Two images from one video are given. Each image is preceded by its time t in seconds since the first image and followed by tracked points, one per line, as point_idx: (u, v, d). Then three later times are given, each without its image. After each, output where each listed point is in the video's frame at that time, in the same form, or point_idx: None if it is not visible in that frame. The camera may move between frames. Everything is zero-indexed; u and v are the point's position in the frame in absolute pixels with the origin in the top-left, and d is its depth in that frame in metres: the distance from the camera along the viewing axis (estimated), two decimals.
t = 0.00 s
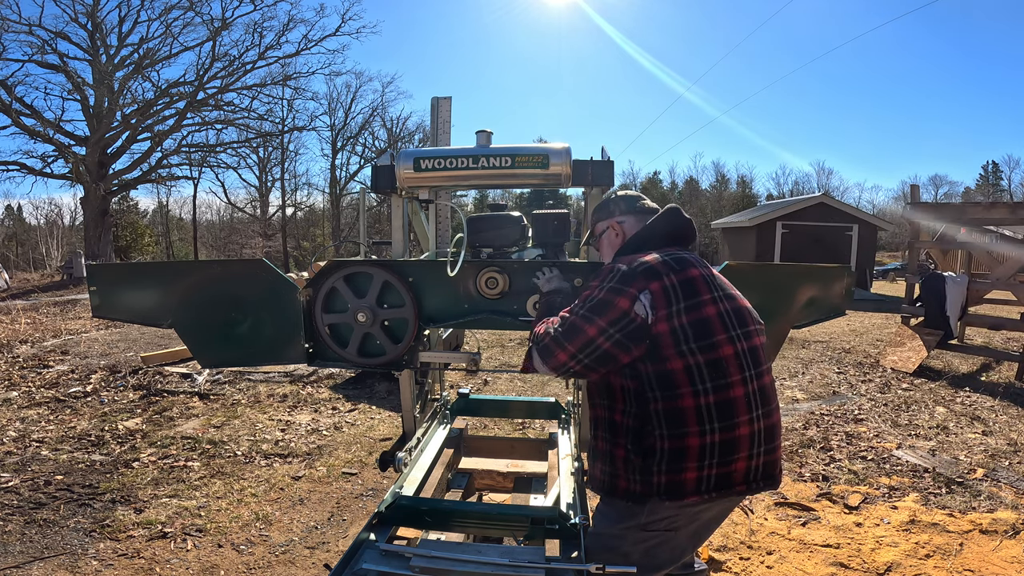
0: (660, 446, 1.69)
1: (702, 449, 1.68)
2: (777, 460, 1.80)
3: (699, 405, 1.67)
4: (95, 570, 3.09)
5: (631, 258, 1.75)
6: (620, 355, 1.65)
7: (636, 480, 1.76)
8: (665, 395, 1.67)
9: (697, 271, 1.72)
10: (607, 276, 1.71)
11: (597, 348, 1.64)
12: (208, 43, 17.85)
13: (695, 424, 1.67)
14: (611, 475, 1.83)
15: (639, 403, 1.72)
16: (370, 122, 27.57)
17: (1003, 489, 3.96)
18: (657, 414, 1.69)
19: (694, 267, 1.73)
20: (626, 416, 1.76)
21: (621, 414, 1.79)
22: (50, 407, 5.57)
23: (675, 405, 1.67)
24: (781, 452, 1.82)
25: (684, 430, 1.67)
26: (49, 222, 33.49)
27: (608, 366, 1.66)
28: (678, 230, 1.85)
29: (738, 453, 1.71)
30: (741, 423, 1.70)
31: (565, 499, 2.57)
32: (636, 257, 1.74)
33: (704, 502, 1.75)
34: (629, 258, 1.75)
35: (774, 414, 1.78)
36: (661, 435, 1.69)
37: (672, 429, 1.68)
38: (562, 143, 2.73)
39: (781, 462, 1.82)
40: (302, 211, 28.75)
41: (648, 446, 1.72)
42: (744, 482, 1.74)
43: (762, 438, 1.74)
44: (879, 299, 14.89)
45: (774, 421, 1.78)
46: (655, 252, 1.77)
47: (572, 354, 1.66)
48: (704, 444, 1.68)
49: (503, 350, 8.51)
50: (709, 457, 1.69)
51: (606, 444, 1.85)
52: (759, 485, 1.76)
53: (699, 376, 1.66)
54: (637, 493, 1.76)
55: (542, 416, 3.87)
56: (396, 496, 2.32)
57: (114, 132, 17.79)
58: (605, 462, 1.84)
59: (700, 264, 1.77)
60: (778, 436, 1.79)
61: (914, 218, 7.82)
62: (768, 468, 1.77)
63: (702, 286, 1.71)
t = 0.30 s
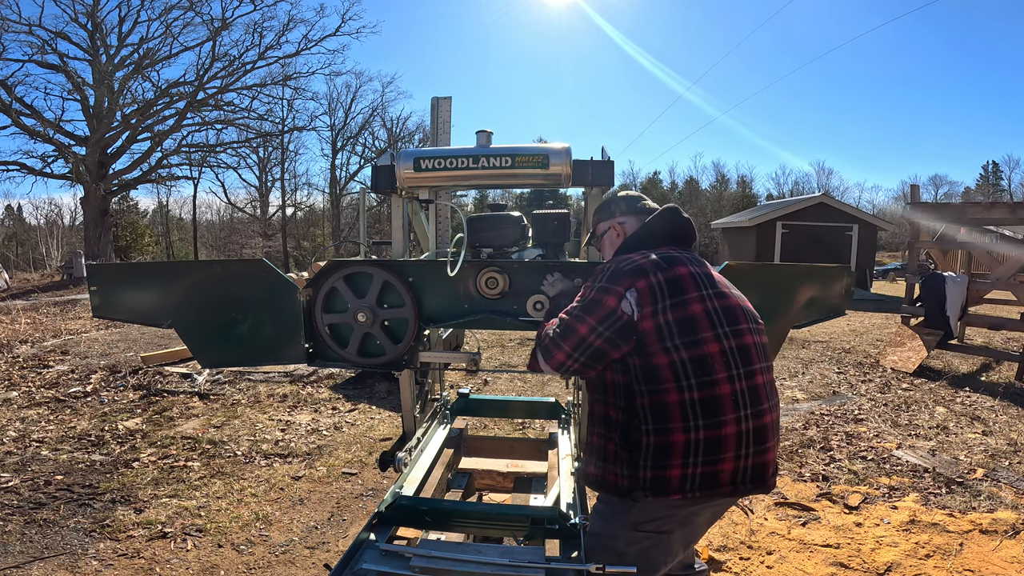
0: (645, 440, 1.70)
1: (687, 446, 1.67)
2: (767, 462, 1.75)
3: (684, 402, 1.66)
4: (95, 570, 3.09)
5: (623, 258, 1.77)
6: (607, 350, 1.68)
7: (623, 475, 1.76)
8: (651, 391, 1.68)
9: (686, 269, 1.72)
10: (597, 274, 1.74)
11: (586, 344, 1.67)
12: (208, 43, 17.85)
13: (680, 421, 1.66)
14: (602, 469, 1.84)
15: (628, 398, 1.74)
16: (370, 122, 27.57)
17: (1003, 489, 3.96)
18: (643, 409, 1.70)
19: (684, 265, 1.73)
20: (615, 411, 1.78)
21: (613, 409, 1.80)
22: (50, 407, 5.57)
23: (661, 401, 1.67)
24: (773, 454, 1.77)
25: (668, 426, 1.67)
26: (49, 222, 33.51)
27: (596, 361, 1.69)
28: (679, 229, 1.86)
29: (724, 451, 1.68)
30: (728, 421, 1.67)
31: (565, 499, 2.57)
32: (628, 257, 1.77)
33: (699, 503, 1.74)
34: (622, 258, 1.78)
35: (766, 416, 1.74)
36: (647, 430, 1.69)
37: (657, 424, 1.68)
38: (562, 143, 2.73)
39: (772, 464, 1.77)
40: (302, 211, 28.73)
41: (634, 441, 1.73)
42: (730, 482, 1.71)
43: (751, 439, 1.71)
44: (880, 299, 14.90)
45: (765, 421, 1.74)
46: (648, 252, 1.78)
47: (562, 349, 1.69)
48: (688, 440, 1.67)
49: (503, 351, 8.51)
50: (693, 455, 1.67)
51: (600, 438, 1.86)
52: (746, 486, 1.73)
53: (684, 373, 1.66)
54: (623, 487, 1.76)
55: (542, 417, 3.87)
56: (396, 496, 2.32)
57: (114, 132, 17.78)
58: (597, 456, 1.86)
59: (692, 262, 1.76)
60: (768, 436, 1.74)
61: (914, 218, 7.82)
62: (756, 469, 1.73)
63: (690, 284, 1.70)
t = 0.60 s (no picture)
0: (633, 437, 1.71)
1: (672, 445, 1.67)
2: (755, 467, 1.72)
3: (672, 400, 1.65)
4: (95, 570, 3.08)
5: (624, 256, 1.79)
6: (601, 347, 1.69)
7: (614, 471, 1.80)
8: (641, 387, 1.68)
9: (684, 268, 1.72)
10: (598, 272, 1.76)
11: (584, 340, 1.68)
12: (208, 43, 17.85)
13: (666, 418, 1.66)
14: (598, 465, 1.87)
15: (620, 395, 1.75)
16: (370, 122, 27.59)
17: (1003, 489, 3.96)
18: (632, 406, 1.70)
19: (683, 265, 1.73)
20: (608, 407, 1.80)
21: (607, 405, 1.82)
22: (50, 407, 5.57)
23: (650, 398, 1.67)
24: (763, 459, 1.74)
25: (654, 423, 1.67)
26: (49, 222, 33.54)
27: (591, 357, 1.70)
28: (685, 229, 1.86)
29: (710, 452, 1.67)
30: (714, 422, 1.65)
31: (565, 499, 2.57)
32: (629, 256, 1.78)
33: (686, 505, 1.74)
34: (624, 257, 1.79)
35: (757, 419, 1.70)
36: (636, 426, 1.70)
37: (644, 421, 1.69)
38: (562, 143, 2.73)
39: (761, 469, 1.74)
40: (302, 211, 28.74)
41: (624, 437, 1.74)
42: (716, 485, 1.70)
43: (738, 441, 1.68)
44: (879, 299, 14.90)
45: (756, 424, 1.70)
46: (648, 251, 1.79)
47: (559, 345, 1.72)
48: (673, 439, 1.66)
49: (503, 350, 8.51)
50: (678, 454, 1.67)
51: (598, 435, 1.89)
52: (732, 490, 1.70)
53: (673, 370, 1.65)
54: (615, 484, 1.80)
55: (542, 416, 3.87)
56: (396, 496, 2.32)
57: (114, 132, 17.78)
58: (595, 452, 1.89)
59: (691, 262, 1.76)
60: (758, 441, 1.71)
61: (914, 218, 7.82)
62: (743, 473, 1.71)
63: (686, 283, 1.70)
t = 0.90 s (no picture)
0: (640, 437, 1.71)
1: (679, 445, 1.67)
2: (762, 466, 1.72)
3: (679, 400, 1.65)
4: (95, 570, 3.09)
5: (631, 256, 1.79)
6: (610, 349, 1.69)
7: (620, 470, 1.79)
8: (648, 387, 1.68)
9: (692, 268, 1.72)
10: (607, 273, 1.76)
11: (593, 341, 1.69)
12: (208, 43, 17.84)
13: (672, 418, 1.66)
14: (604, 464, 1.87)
15: (627, 395, 1.74)
16: (370, 122, 27.59)
17: (1003, 489, 3.96)
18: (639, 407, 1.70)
19: (690, 264, 1.73)
20: (615, 407, 1.79)
21: (613, 405, 1.82)
22: (50, 407, 5.57)
23: (657, 399, 1.67)
24: (769, 458, 1.74)
25: (661, 423, 1.67)
26: (49, 222, 33.55)
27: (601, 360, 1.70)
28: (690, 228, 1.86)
29: (717, 451, 1.67)
30: (721, 421, 1.65)
31: (565, 499, 2.57)
32: (636, 254, 1.78)
33: (690, 504, 1.73)
34: (630, 256, 1.79)
35: (763, 417, 1.70)
36: (642, 426, 1.70)
37: (651, 421, 1.68)
38: (562, 143, 2.73)
39: (767, 467, 1.74)
40: (302, 211, 28.74)
41: (630, 437, 1.74)
42: (722, 484, 1.70)
43: (745, 441, 1.68)
44: (879, 299, 14.90)
45: (762, 423, 1.70)
46: (655, 250, 1.79)
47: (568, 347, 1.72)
48: (680, 438, 1.66)
49: (503, 350, 8.51)
50: (686, 454, 1.67)
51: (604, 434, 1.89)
52: (738, 489, 1.71)
53: (680, 370, 1.65)
54: (620, 483, 1.79)
55: (542, 416, 3.87)
56: (396, 496, 2.32)
57: (114, 132, 17.78)
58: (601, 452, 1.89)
59: (699, 261, 1.76)
60: (764, 440, 1.71)
61: (914, 218, 7.82)
62: (750, 473, 1.71)
63: (694, 282, 1.70)
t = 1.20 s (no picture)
0: (635, 438, 1.71)
1: (673, 446, 1.67)
2: (756, 468, 1.72)
3: (673, 401, 1.66)
4: (95, 570, 3.08)
5: (627, 257, 1.79)
6: (605, 350, 1.70)
7: (616, 471, 1.80)
8: (643, 388, 1.68)
9: (686, 269, 1.72)
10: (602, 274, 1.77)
11: (590, 344, 1.69)
12: (208, 43, 17.83)
13: (667, 419, 1.66)
14: (602, 465, 1.88)
15: (622, 397, 1.75)
16: (370, 123, 27.60)
17: (1003, 489, 3.96)
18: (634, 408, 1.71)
19: (685, 266, 1.73)
20: (612, 407, 1.80)
21: (609, 406, 1.82)
22: (50, 407, 5.57)
23: (651, 400, 1.67)
24: (764, 460, 1.73)
25: (656, 424, 1.67)
26: (49, 222, 33.57)
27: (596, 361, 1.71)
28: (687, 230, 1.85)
29: (711, 453, 1.67)
30: (715, 422, 1.65)
31: (565, 499, 2.57)
32: (632, 256, 1.79)
33: (689, 506, 1.74)
34: (625, 258, 1.79)
35: (758, 419, 1.70)
36: (638, 428, 1.70)
37: (646, 422, 1.69)
38: (562, 143, 2.73)
39: (762, 469, 1.74)
40: (302, 211, 28.75)
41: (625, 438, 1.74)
42: (716, 486, 1.70)
43: (739, 443, 1.67)
44: (879, 298, 14.90)
45: (757, 425, 1.70)
46: (650, 252, 1.79)
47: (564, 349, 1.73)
48: (674, 440, 1.66)
49: (503, 350, 8.51)
50: (680, 455, 1.67)
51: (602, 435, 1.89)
52: (733, 491, 1.71)
53: (674, 371, 1.65)
54: (617, 484, 1.81)
55: (542, 416, 3.88)
56: (396, 496, 2.32)
57: (114, 132, 17.77)
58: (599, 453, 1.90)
59: (694, 263, 1.75)
60: (760, 442, 1.71)
61: (914, 218, 7.82)
62: (745, 474, 1.70)
63: (689, 284, 1.70)
